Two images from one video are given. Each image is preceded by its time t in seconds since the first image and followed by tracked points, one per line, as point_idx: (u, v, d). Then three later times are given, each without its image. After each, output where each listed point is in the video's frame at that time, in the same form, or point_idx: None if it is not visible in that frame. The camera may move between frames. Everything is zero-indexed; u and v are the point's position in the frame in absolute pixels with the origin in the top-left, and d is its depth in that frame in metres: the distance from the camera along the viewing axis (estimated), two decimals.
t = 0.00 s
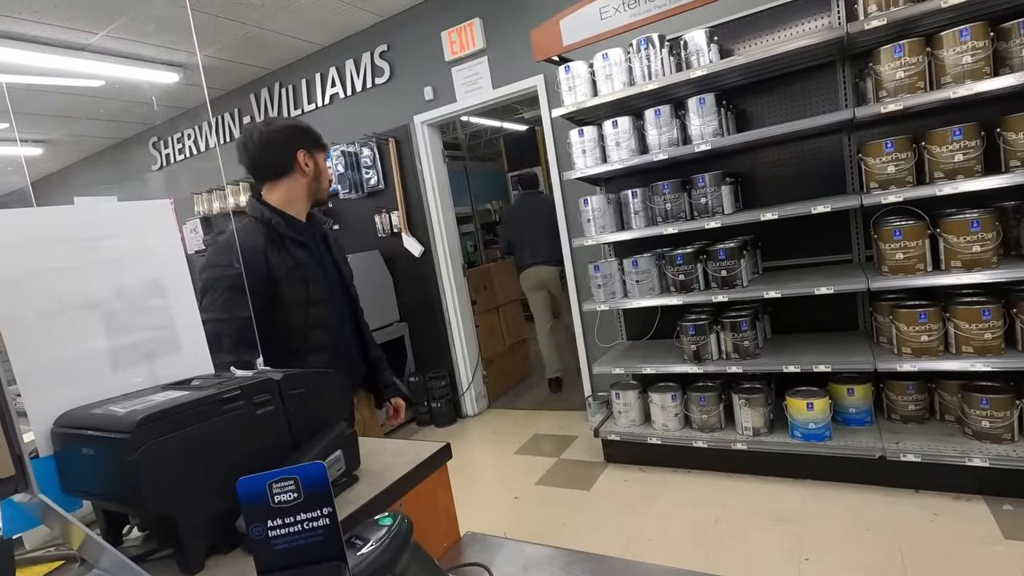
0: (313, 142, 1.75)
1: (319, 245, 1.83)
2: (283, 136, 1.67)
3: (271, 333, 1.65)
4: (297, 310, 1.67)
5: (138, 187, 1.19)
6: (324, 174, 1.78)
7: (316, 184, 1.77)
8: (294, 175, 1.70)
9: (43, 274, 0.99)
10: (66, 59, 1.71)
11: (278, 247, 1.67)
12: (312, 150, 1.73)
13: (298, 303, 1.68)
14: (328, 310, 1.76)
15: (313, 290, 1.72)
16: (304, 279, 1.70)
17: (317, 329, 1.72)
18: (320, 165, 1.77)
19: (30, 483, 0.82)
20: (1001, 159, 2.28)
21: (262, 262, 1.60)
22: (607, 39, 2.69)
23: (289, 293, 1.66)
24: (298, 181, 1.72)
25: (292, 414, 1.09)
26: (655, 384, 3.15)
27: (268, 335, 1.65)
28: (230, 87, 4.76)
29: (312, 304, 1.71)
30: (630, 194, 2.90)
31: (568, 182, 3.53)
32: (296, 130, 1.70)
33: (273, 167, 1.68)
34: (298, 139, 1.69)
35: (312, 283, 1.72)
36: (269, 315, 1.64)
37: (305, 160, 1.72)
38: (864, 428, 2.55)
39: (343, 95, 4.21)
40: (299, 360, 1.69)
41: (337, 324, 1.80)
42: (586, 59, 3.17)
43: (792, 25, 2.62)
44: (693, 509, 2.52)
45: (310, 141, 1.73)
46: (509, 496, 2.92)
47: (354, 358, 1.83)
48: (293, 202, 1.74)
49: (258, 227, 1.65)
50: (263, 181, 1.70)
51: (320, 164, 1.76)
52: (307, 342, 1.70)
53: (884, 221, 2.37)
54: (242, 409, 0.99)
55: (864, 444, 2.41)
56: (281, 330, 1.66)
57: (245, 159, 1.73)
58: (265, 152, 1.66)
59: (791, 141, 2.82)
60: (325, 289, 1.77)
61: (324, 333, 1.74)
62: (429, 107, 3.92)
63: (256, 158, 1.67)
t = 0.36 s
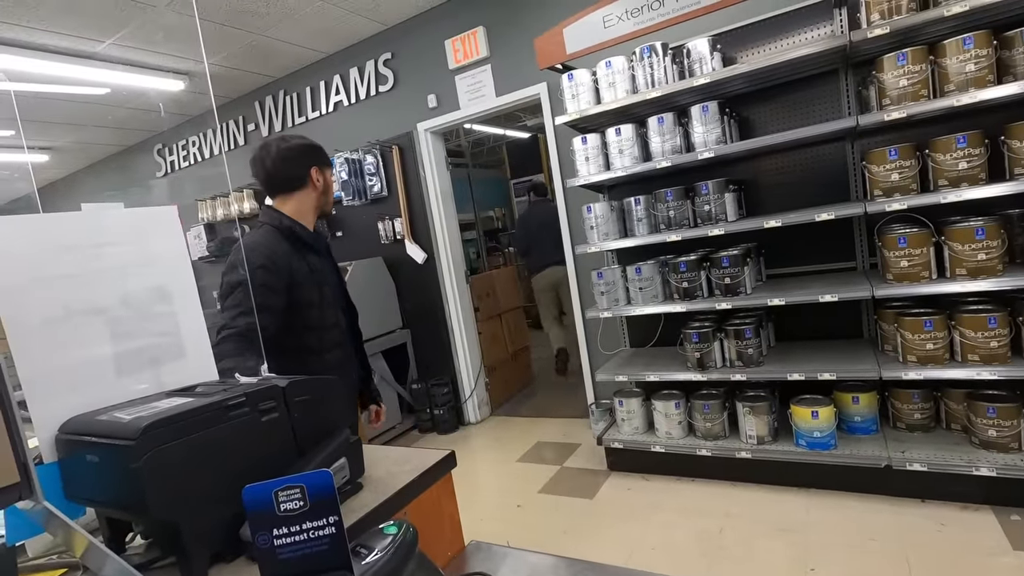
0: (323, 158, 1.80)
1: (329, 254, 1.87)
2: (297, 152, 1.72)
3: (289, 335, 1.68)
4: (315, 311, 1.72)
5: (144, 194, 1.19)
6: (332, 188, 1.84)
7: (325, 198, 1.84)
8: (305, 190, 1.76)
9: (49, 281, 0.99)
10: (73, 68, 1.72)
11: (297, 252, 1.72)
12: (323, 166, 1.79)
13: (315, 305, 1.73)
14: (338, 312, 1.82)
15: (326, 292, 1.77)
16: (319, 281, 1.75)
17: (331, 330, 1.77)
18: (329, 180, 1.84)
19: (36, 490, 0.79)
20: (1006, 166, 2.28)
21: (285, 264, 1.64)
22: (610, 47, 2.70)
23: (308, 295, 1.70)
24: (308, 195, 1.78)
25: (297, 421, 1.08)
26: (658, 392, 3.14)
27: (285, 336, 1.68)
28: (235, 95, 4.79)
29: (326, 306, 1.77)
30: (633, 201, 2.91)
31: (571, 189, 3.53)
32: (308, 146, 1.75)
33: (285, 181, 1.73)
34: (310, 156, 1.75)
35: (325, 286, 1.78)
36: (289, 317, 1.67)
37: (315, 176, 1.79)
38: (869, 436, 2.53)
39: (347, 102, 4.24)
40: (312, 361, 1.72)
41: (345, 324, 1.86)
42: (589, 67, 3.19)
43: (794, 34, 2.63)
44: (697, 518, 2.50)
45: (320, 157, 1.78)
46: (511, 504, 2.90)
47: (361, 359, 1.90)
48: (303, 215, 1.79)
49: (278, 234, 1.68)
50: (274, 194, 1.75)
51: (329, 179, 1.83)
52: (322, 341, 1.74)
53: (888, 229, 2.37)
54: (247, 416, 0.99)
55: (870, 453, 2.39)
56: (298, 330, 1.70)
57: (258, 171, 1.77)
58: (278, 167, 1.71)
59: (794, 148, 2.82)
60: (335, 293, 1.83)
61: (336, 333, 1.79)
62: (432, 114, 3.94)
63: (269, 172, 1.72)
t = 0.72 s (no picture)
0: (317, 157, 1.80)
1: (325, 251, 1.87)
2: (290, 152, 1.71)
3: (290, 330, 1.68)
4: (314, 306, 1.73)
5: (141, 190, 1.19)
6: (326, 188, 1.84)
7: (320, 197, 1.84)
8: (298, 189, 1.76)
9: (45, 276, 0.98)
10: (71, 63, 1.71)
11: (295, 249, 1.71)
12: (317, 166, 1.79)
13: (314, 301, 1.73)
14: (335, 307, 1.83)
15: (324, 289, 1.78)
16: (318, 277, 1.76)
17: (328, 325, 1.77)
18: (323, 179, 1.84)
19: (31, 487, 0.78)
20: (1006, 165, 2.28)
21: (285, 260, 1.64)
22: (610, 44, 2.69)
23: (308, 291, 1.70)
24: (303, 194, 1.78)
25: (295, 418, 1.08)
26: (657, 389, 3.14)
27: (286, 332, 1.67)
28: (234, 91, 4.77)
29: (324, 302, 1.77)
30: (632, 199, 2.90)
31: (570, 187, 3.52)
32: (303, 146, 1.75)
33: (279, 180, 1.73)
34: (305, 156, 1.74)
35: (323, 282, 1.78)
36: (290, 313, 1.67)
37: (309, 175, 1.78)
38: (867, 435, 2.54)
39: (346, 99, 4.23)
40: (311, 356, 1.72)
41: (342, 320, 1.86)
42: (589, 65, 3.18)
43: (794, 32, 2.63)
44: (695, 516, 2.50)
45: (315, 157, 1.78)
46: (509, 502, 2.90)
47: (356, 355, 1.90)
48: (299, 213, 1.80)
49: (275, 232, 1.67)
50: (267, 192, 1.75)
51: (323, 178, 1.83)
52: (321, 335, 1.75)
53: (887, 227, 2.36)
54: (245, 412, 0.98)
55: (867, 452, 2.40)
56: (299, 326, 1.69)
57: (253, 170, 1.77)
58: (273, 166, 1.71)
59: (794, 146, 2.82)
60: (333, 289, 1.83)
61: (333, 328, 1.80)
62: (431, 111, 3.93)
63: (263, 171, 1.72)
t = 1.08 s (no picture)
0: (281, 153, 1.62)
1: (318, 245, 1.86)
2: (248, 152, 1.63)
3: (283, 324, 1.67)
4: (305, 300, 1.72)
5: (138, 186, 1.19)
6: (295, 185, 1.66)
7: (291, 196, 1.68)
8: (269, 188, 1.66)
9: (42, 272, 0.98)
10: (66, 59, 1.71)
11: (285, 244, 1.70)
12: (274, 164, 1.62)
13: (305, 294, 1.72)
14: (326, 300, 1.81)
15: (315, 282, 1.77)
16: (309, 271, 1.75)
17: (320, 318, 1.77)
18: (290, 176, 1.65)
19: (29, 483, 0.78)
20: (1004, 161, 2.28)
21: (275, 255, 1.62)
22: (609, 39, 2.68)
23: (298, 284, 1.70)
24: (267, 194, 1.69)
25: (292, 414, 1.08)
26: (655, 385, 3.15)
27: (279, 326, 1.67)
28: (231, 86, 4.75)
29: (316, 295, 1.77)
30: (631, 195, 2.90)
31: (568, 182, 3.52)
32: (263, 143, 1.61)
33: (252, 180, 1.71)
34: (261, 155, 1.62)
35: (314, 275, 1.77)
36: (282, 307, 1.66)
37: (272, 174, 1.65)
38: (864, 430, 2.55)
39: (344, 95, 4.21)
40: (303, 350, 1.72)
41: (334, 314, 1.86)
42: (588, 60, 3.17)
43: (792, 28, 2.62)
44: (693, 511, 2.51)
45: (275, 154, 1.62)
46: (508, 497, 2.91)
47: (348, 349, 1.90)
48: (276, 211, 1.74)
49: (266, 228, 1.65)
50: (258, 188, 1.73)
51: (287, 176, 1.65)
52: (312, 329, 1.74)
53: (886, 223, 2.37)
54: (243, 408, 0.99)
55: (865, 447, 2.41)
56: (291, 319, 1.69)
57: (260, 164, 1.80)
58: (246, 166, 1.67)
59: (792, 142, 2.82)
60: (324, 283, 1.82)
61: (325, 321, 1.79)
62: (429, 107, 3.92)
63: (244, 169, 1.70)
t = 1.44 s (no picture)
0: (260, 153, 1.61)
1: (321, 241, 1.86)
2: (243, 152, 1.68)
3: (285, 320, 1.68)
4: (307, 295, 1.72)
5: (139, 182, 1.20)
6: (275, 184, 1.64)
7: (276, 196, 1.68)
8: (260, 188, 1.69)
9: (46, 268, 0.99)
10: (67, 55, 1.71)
11: (287, 241, 1.70)
12: (254, 165, 1.63)
13: (308, 290, 1.72)
14: (330, 296, 1.81)
15: (318, 277, 1.77)
16: (310, 267, 1.75)
17: (323, 314, 1.77)
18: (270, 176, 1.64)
19: (36, 476, 0.76)
20: (1006, 158, 2.28)
21: (276, 251, 1.62)
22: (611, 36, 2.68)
23: (300, 280, 1.70)
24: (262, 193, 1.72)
25: (296, 410, 1.09)
26: (656, 382, 3.15)
27: (281, 321, 1.68)
28: (233, 83, 4.76)
29: (318, 290, 1.77)
30: (632, 191, 2.90)
31: (570, 179, 3.52)
32: (247, 144, 1.62)
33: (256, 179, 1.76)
34: (245, 157, 1.64)
35: (316, 271, 1.77)
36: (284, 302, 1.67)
37: (258, 175, 1.67)
38: (865, 427, 2.55)
39: (346, 92, 4.21)
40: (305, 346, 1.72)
41: (337, 309, 1.86)
42: (589, 56, 3.17)
43: (794, 24, 2.62)
44: (694, 508, 2.52)
45: (256, 154, 1.62)
46: (510, 493, 2.92)
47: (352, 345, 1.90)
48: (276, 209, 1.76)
49: (267, 225, 1.65)
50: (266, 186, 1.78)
51: (268, 176, 1.64)
52: (315, 325, 1.75)
53: (888, 220, 2.36)
54: (247, 403, 0.99)
55: (866, 444, 2.41)
56: (293, 315, 1.70)
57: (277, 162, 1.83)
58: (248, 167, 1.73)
59: (793, 139, 2.81)
60: (327, 278, 1.82)
61: (328, 317, 1.79)
62: (431, 104, 3.91)
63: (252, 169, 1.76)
